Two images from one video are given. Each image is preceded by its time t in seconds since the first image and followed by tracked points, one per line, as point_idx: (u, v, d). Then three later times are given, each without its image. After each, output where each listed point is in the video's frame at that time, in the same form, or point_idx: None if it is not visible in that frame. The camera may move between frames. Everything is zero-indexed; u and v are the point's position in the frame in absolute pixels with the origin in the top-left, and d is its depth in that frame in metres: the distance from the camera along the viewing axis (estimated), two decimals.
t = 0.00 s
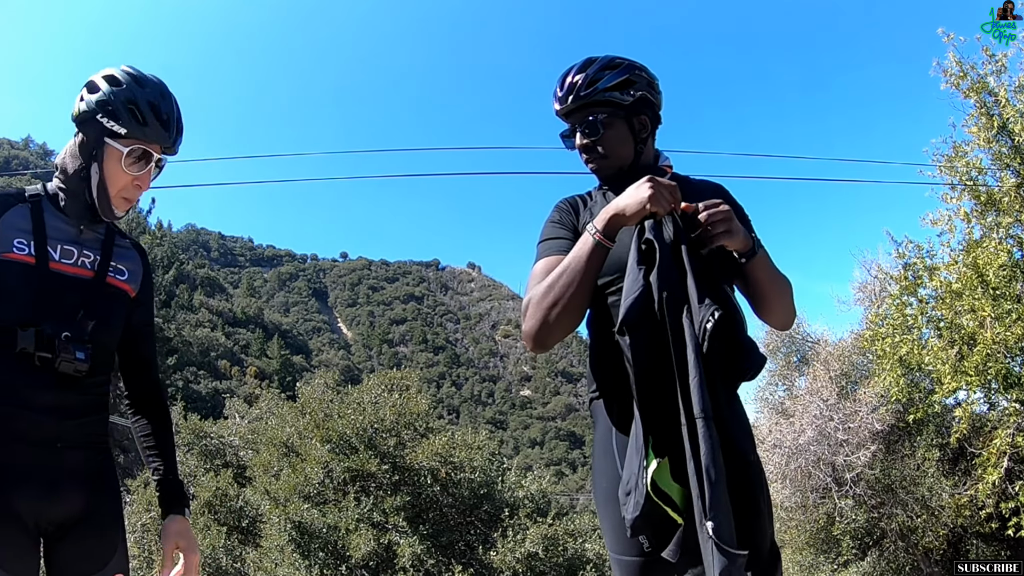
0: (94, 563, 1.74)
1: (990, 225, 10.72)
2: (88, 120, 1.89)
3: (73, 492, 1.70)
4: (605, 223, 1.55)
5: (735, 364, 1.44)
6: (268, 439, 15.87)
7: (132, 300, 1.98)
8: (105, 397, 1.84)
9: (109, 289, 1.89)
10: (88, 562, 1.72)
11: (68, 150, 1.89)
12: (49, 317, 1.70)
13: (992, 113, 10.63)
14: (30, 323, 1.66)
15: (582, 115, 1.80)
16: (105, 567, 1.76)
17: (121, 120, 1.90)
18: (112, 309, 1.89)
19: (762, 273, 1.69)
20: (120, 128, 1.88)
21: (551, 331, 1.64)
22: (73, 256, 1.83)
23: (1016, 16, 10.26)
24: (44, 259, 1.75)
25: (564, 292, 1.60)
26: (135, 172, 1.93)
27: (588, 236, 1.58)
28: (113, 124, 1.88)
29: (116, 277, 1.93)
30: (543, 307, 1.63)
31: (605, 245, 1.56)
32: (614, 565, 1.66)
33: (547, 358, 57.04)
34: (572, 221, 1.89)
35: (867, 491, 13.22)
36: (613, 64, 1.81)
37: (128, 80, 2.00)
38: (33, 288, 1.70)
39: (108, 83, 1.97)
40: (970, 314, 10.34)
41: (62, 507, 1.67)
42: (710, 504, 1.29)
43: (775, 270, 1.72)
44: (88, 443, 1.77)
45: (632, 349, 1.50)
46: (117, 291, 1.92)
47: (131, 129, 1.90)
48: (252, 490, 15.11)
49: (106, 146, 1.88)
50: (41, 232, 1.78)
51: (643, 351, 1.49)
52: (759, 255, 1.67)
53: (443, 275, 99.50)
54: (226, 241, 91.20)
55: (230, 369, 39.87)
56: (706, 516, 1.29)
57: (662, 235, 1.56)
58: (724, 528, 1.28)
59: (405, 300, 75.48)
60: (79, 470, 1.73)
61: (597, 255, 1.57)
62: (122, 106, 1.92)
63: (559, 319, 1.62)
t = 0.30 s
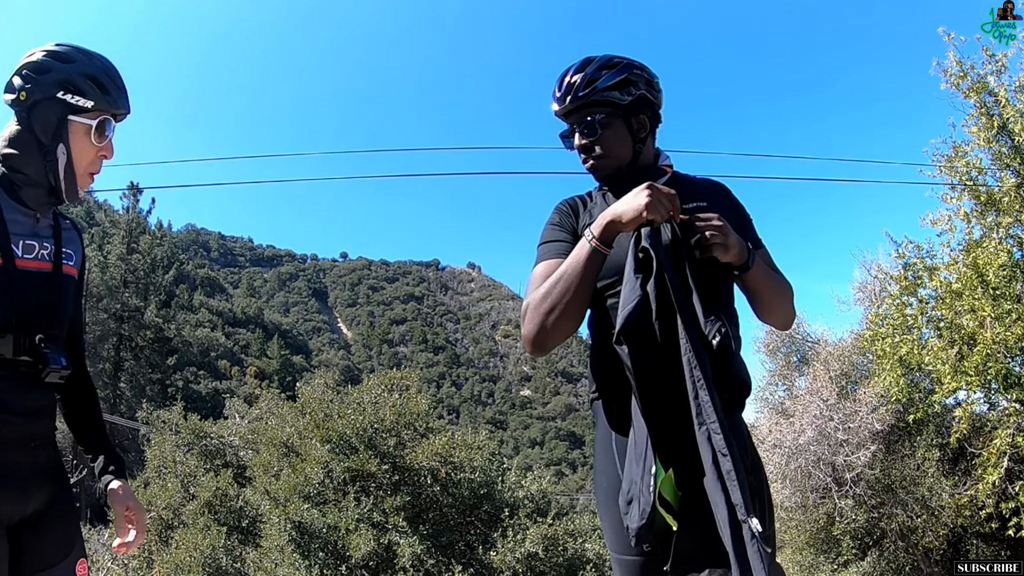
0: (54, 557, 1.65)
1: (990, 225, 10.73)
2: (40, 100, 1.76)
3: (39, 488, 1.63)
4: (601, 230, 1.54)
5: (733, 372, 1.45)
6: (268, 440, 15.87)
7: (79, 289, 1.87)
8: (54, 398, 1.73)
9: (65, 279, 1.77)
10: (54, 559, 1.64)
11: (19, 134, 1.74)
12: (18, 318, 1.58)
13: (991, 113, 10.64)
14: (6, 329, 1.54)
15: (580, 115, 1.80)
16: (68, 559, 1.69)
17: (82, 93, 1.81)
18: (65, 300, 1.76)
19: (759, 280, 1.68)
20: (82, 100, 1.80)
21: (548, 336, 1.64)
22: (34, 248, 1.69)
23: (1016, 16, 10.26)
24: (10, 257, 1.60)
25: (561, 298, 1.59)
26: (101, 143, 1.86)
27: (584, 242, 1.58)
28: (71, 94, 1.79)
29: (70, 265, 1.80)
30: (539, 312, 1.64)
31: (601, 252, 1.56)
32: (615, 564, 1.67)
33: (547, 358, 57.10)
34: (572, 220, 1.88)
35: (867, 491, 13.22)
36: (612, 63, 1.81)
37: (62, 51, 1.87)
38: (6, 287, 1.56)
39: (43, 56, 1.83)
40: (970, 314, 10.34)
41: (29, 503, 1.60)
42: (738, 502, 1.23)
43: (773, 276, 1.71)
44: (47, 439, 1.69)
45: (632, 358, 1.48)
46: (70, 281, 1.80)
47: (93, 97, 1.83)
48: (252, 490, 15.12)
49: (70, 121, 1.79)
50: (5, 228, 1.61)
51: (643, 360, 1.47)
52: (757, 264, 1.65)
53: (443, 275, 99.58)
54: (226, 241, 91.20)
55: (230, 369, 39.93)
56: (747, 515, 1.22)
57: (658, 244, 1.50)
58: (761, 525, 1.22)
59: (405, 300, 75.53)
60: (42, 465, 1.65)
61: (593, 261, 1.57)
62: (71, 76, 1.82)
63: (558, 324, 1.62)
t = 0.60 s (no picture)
0: (44, 554, 1.70)
1: (990, 225, 10.73)
2: (44, 99, 1.76)
3: (30, 487, 1.63)
4: (600, 229, 1.55)
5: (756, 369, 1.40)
6: (268, 440, 15.87)
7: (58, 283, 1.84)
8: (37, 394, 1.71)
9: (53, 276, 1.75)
10: (36, 555, 1.67)
11: (18, 131, 1.71)
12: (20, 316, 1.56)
13: (991, 113, 10.63)
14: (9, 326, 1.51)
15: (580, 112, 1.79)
16: (54, 554, 1.74)
17: (85, 96, 1.85)
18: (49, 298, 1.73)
19: (759, 282, 1.68)
20: (86, 100, 1.84)
21: (548, 336, 1.64)
22: (31, 245, 1.65)
23: (1016, 16, 10.24)
24: (14, 254, 1.57)
25: (560, 297, 1.60)
26: (95, 144, 1.89)
27: (583, 242, 1.58)
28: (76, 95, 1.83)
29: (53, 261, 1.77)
30: (538, 312, 1.64)
31: (601, 251, 1.56)
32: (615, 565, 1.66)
33: (547, 358, 57.11)
34: (571, 220, 1.89)
35: (867, 491, 13.22)
36: (612, 62, 1.81)
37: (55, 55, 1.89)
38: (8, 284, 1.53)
39: (38, 58, 1.84)
40: (970, 314, 10.33)
41: (23, 501, 1.60)
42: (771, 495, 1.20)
43: (772, 278, 1.71)
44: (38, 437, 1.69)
45: (640, 356, 1.46)
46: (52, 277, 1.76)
47: (95, 100, 1.88)
48: (252, 490, 15.12)
49: (72, 121, 1.81)
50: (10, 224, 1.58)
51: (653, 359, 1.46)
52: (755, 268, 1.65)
53: (443, 275, 99.61)
54: (225, 241, 91.22)
55: (230, 369, 39.94)
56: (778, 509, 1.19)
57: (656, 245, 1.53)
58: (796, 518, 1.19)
59: (405, 300, 75.54)
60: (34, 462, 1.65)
61: (593, 260, 1.57)
62: (72, 78, 1.85)
63: (558, 323, 1.62)
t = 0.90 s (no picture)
0: (51, 557, 1.73)
1: (990, 225, 10.74)
2: (39, 116, 1.77)
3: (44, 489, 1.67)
4: (614, 213, 1.52)
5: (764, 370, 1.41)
6: (268, 440, 15.87)
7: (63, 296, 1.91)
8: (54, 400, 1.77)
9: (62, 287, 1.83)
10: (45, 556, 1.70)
11: (23, 152, 1.75)
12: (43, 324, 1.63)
13: (991, 113, 10.63)
14: (31, 329, 1.59)
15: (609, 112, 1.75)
16: (59, 559, 1.77)
17: (75, 102, 1.83)
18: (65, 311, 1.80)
19: (763, 286, 1.68)
20: (78, 106, 1.82)
21: (546, 315, 1.60)
22: (50, 258, 1.73)
23: (1016, 16, 10.24)
24: (36, 265, 1.65)
25: (565, 278, 1.56)
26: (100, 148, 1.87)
27: (594, 224, 1.55)
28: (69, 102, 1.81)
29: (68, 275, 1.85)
30: (538, 290, 1.60)
31: (611, 235, 1.54)
32: (617, 565, 1.65)
33: (547, 358, 57.14)
34: (575, 215, 1.88)
35: (867, 491, 13.21)
36: (636, 62, 1.79)
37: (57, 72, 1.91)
38: (32, 292, 1.60)
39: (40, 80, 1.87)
40: (970, 314, 10.33)
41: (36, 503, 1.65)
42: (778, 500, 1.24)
43: (777, 280, 1.71)
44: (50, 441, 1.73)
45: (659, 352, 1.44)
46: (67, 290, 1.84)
47: (89, 104, 1.85)
48: (252, 490, 15.11)
49: (68, 131, 1.80)
50: (30, 237, 1.66)
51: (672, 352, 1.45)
52: (756, 267, 1.65)
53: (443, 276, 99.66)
54: (225, 241, 91.30)
55: (230, 369, 39.94)
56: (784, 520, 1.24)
57: (669, 243, 1.52)
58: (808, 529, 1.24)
59: (405, 300, 75.56)
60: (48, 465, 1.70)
61: (602, 244, 1.54)
62: (63, 87, 1.83)
63: (555, 305, 1.59)
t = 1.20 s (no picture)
0: (62, 553, 1.76)
1: (990, 225, 10.74)
2: (66, 149, 1.98)
3: (54, 488, 1.72)
4: (624, 208, 1.50)
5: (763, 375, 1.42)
6: (268, 440, 15.87)
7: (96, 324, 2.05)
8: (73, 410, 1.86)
9: (88, 309, 1.97)
10: (55, 553, 1.72)
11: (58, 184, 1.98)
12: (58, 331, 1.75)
13: (991, 113, 10.63)
14: (43, 334, 1.70)
15: (638, 111, 1.75)
16: (70, 557, 1.78)
17: (97, 134, 2.03)
18: (89, 332, 1.95)
19: (765, 290, 1.68)
20: (101, 138, 2.02)
21: (546, 308, 1.59)
22: (71, 275, 1.87)
23: (1016, 16, 10.23)
24: (55, 276, 1.79)
25: (568, 271, 1.55)
26: (123, 175, 2.05)
27: (602, 216, 1.53)
28: (91, 136, 2.02)
29: (93, 300, 2.01)
30: (539, 280, 1.59)
31: (619, 231, 1.52)
32: (617, 566, 1.65)
33: (547, 358, 57.15)
34: (577, 215, 1.85)
35: (867, 491, 13.20)
36: (656, 66, 1.83)
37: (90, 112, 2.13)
38: (46, 301, 1.73)
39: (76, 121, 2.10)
40: (970, 314, 10.32)
41: (45, 501, 1.69)
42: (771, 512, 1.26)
43: (778, 285, 1.71)
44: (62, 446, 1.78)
45: (665, 356, 1.44)
46: (93, 313, 2.00)
47: (111, 137, 2.05)
48: (252, 490, 15.11)
49: (92, 160, 2.00)
50: (51, 253, 1.81)
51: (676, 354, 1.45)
52: (759, 270, 1.65)
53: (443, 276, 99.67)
54: (225, 241, 91.26)
55: (230, 369, 39.93)
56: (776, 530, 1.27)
57: (676, 246, 1.51)
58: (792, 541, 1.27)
59: (405, 300, 75.54)
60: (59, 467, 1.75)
61: (607, 240, 1.53)
62: (88, 122, 2.05)
63: (555, 297, 1.57)
